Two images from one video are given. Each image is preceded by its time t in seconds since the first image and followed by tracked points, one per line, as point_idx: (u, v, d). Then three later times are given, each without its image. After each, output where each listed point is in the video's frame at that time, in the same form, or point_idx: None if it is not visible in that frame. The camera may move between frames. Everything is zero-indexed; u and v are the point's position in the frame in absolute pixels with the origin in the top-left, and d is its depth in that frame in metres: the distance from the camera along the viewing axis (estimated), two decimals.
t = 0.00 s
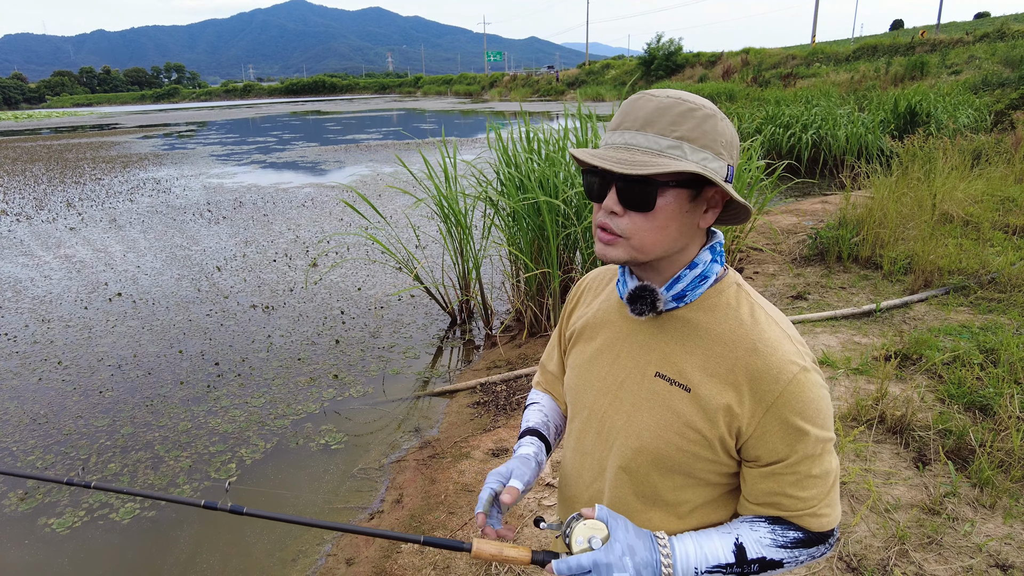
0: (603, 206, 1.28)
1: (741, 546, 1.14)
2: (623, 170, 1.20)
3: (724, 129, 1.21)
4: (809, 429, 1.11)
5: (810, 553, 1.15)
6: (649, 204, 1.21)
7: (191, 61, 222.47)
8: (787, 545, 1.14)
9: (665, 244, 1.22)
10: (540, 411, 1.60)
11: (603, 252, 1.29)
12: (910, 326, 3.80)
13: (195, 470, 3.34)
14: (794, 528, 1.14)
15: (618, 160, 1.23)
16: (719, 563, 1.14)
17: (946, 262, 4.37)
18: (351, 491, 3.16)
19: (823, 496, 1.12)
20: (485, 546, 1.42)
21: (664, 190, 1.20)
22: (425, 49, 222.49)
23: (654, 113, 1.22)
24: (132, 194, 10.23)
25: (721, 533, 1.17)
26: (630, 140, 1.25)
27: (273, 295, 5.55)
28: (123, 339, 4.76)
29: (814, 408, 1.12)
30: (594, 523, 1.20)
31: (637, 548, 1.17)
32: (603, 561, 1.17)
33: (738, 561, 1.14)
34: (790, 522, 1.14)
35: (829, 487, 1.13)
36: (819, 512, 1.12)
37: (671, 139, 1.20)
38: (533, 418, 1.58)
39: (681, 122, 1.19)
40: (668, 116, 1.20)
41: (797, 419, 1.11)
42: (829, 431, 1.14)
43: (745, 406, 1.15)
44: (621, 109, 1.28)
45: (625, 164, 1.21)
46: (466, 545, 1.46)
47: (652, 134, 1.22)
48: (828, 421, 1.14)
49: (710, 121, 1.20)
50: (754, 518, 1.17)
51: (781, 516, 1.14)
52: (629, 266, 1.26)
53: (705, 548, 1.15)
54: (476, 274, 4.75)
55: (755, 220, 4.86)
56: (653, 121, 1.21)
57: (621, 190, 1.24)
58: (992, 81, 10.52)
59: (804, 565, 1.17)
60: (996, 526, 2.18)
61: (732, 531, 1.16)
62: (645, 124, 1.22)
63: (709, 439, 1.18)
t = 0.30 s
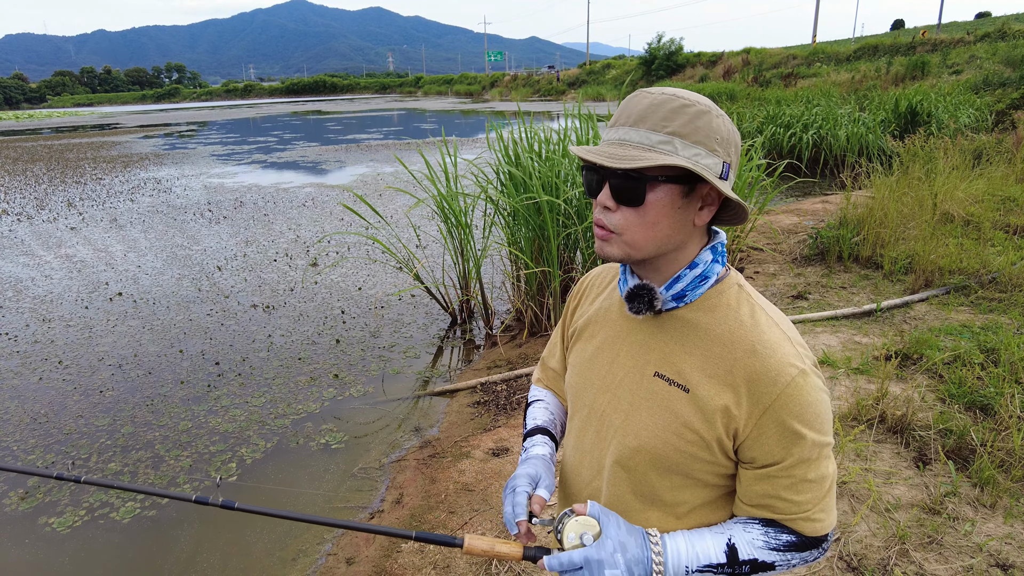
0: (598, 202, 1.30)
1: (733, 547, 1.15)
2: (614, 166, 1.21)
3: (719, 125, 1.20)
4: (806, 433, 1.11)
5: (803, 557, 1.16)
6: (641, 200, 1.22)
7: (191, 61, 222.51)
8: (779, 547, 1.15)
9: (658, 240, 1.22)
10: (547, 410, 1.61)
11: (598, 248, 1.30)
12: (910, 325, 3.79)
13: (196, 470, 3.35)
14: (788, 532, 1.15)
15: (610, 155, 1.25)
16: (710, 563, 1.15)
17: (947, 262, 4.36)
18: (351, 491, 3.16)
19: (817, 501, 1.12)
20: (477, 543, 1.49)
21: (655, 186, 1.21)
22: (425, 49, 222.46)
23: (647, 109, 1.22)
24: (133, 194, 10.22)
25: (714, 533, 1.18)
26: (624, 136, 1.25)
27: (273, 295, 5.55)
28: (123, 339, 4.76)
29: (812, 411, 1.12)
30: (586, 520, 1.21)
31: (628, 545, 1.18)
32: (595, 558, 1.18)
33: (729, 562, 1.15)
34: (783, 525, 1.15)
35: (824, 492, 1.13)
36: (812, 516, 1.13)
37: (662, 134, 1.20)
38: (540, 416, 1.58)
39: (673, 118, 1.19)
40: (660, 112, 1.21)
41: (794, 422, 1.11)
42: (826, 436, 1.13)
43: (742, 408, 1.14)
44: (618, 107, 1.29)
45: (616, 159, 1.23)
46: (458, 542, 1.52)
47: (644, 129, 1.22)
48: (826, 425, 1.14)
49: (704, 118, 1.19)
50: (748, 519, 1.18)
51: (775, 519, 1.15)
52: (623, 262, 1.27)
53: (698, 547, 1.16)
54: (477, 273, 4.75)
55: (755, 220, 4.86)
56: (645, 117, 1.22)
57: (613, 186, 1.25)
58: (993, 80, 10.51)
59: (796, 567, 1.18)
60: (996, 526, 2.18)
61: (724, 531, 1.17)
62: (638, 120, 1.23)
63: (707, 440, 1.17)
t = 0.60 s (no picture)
0: (598, 201, 1.30)
1: (719, 546, 1.15)
2: (613, 164, 1.22)
3: (719, 124, 1.20)
4: (802, 431, 1.10)
5: (791, 562, 1.15)
6: (639, 198, 1.22)
7: (193, 61, 222.59)
8: (766, 550, 1.14)
9: (656, 239, 1.23)
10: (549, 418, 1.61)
11: (598, 247, 1.30)
12: (911, 325, 3.79)
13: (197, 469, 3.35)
14: (775, 534, 1.14)
15: (610, 154, 1.25)
16: (694, 559, 1.16)
17: (947, 262, 4.36)
18: (352, 490, 3.16)
19: (811, 503, 1.11)
20: (461, 536, 1.48)
21: (653, 184, 1.21)
22: (426, 49, 222.45)
23: (647, 107, 1.22)
24: (134, 194, 10.22)
25: (701, 531, 1.18)
26: (624, 134, 1.25)
27: (274, 294, 5.55)
28: (124, 338, 4.76)
29: (810, 411, 1.11)
30: (570, 513, 1.25)
31: (612, 538, 1.20)
32: (578, 550, 1.21)
33: (714, 560, 1.15)
34: (771, 527, 1.14)
35: (818, 495, 1.12)
36: (803, 520, 1.11)
37: (661, 132, 1.20)
38: (541, 426, 1.59)
39: (672, 116, 1.20)
40: (661, 110, 1.21)
41: (790, 421, 1.10)
42: (824, 437, 1.12)
43: (740, 406, 1.14)
44: (619, 105, 1.30)
45: (615, 157, 1.23)
46: (440, 533, 1.52)
47: (644, 127, 1.22)
48: (824, 426, 1.13)
49: (703, 117, 1.19)
50: (736, 520, 1.18)
51: (763, 520, 1.15)
52: (622, 261, 1.28)
53: (683, 543, 1.17)
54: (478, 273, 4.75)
55: (756, 220, 4.85)
56: (645, 115, 1.22)
57: (613, 185, 1.26)
58: (994, 80, 10.50)
59: (783, 573, 1.17)
60: (997, 526, 2.17)
61: (712, 530, 1.17)
62: (638, 118, 1.23)
63: (705, 438, 1.17)
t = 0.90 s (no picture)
0: (588, 196, 1.31)
1: (715, 543, 1.14)
2: (601, 159, 1.23)
3: (709, 118, 1.20)
4: (793, 425, 1.09)
5: (789, 554, 1.14)
6: (626, 193, 1.23)
7: (194, 61, 222.69)
8: (763, 544, 1.13)
9: (645, 234, 1.24)
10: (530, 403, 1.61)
11: (588, 241, 1.32)
12: (912, 326, 3.79)
13: (198, 468, 3.35)
14: (772, 527, 1.13)
15: (599, 149, 1.26)
16: (691, 558, 1.15)
17: (948, 262, 4.36)
18: (352, 490, 3.17)
19: (803, 496, 1.10)
20: (459, 537, 1.52)
21: (642, 179, 1.22)
22: (427, 49, 222.49)
23: (636, 102, 1.23)
24: (135, 194, 10.23)
25: (697, 530, 1.18)
26: (613, 129, 1.26)
27: (275, 294, 5.55)
28: (125, 338, 4.76)
29: (801, 404, 1.10)
30: (568, 515, 1.24)
31: (609, 538, 1.20)
32: (576, 549, 1.20)
33: (712, 558, 1.14)
34: (767, 520, 1.14)
35: (811, 488, 1.11)
36: (797, 513, 1.10)
37: (650, 127, 1.20)
38: (521, 411, 1.59)
39: (661, 111, 1.20)
40: (649, 105, 1.21)
41: (781, 414, 1.09)
42: (816, 430, 1.11)
43: (730, 400, 1.14)
44: (608, 100, 1.30)
45: (604, 152, 1.24)
46: (441, 536, 1.55)
47: (633, 122, 1.23)
48: (816, 419, 1.11)
49: (692, 111, 1.19)
50: (732, 515, 1.17)
51: (759, 514, 1.14)
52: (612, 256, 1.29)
53: (679, 543, 1.17)
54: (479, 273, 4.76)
55: (757, 220, 4.85)
56: (634, 109, 1.22)
57: (602, 181, 1.27)
58: (996, 80, 10.49)
59: (782, 566, 1.15)
60: (998, 526, 2.17)
61: (708, 528, 1.17)
62: (626, 113, 1.23)
63: (696, 432, 1.17)
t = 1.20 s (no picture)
0: (568, 187, 1.33)
1: (691, 523, 1.17)
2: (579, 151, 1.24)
3: (683, 111, 1.22)
4: (768, 406, 1.10)
5: (761, 532, 1.17)
6: (605, 184, 1.25)
7: (195, 61, 222.82)
8: (737, 523, 1.16)
9: (623, 223, 1.25)
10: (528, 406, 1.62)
11: (569, 231, 1.33)
12: (913, 326, 3.79)
13: (199, 468, 3.36)
14: (745, 506, 1.15)
15: (578, 141, 1.27)
16: (668, 537, 1.17)
17: (950, 263, 4.35)
18: (353, 489, 3.17)
19: (778, 475, 1.12)
20: (440, 525, 1.54)
21: (619, 170, 1.24)
22: (428, 49, 222.49)
23: (613, 96, 1.24)
24: (136, 194, 10.24)
25: (673, 509, 1.19)
26: (591, 123, 1.28)
27: (276, 294, 5.56)
28: (127, 338, 4.77)
29: (776, 385, 1.11)
30: (547, 499, 1.26)
31: (588, 520, 1.22)
32: (556, 534, 1.22)
33: (687, 537, 1.17)
34: (742, 500, 1.16)
35: (786, 467, 1.12)
36: (772, 491, 1.12)
37: (626, 120, 1.22)
38: (519, 411, 1.60)
39: (636, 105, 1.22)
40: (625, 99, 1.23)
41: (757, 395, 1.11)
42: (790, 411, 1.13)
43: (707, 382, 1.15)
44: (587, 96, 1.32)
45: (582, 145, 1.25)
46: (422, 525, 1.58)
47: (610, 115, 1.24)
48: (791, 400, 1.13)
49: (667, 104, 1.21)
50: (708, 495, 1.19)
51: (735, 494, 1.15)
52: (592, 244, 1.30)
53: (656, 522, 1.18)
54: (479, 273, 4.76)
55: (758, 220, 4.85)
56: (611, 103, 1.24)
57: (582, 172, 1.28)
58: (997, 80, 10.47)
59: (755, 544, 1.18)
60: (999, 526, 2.17)
61: (683, 508, 1.19)
62: (604, 107, 1.25)
63: (676, 414, 1.18)
